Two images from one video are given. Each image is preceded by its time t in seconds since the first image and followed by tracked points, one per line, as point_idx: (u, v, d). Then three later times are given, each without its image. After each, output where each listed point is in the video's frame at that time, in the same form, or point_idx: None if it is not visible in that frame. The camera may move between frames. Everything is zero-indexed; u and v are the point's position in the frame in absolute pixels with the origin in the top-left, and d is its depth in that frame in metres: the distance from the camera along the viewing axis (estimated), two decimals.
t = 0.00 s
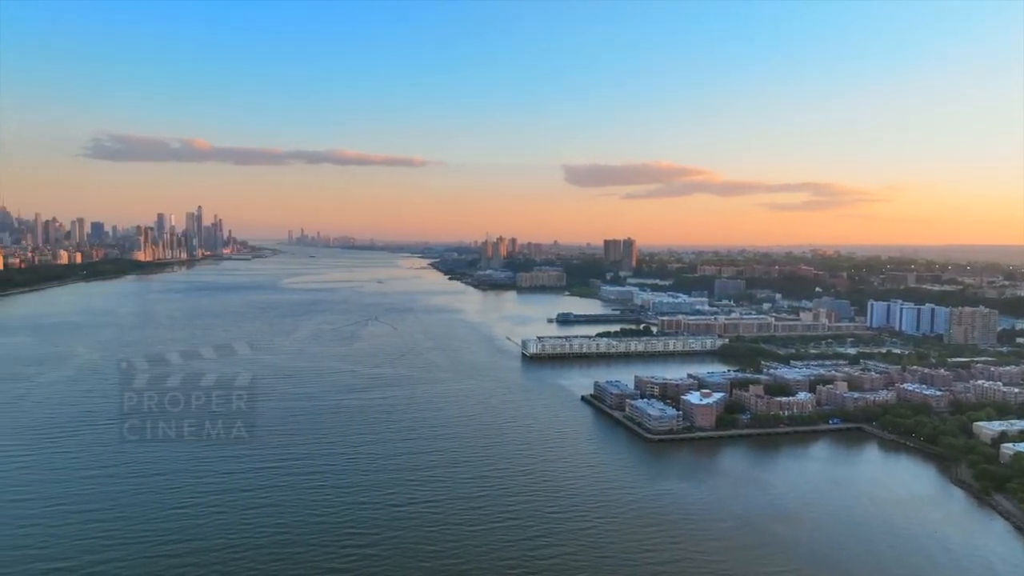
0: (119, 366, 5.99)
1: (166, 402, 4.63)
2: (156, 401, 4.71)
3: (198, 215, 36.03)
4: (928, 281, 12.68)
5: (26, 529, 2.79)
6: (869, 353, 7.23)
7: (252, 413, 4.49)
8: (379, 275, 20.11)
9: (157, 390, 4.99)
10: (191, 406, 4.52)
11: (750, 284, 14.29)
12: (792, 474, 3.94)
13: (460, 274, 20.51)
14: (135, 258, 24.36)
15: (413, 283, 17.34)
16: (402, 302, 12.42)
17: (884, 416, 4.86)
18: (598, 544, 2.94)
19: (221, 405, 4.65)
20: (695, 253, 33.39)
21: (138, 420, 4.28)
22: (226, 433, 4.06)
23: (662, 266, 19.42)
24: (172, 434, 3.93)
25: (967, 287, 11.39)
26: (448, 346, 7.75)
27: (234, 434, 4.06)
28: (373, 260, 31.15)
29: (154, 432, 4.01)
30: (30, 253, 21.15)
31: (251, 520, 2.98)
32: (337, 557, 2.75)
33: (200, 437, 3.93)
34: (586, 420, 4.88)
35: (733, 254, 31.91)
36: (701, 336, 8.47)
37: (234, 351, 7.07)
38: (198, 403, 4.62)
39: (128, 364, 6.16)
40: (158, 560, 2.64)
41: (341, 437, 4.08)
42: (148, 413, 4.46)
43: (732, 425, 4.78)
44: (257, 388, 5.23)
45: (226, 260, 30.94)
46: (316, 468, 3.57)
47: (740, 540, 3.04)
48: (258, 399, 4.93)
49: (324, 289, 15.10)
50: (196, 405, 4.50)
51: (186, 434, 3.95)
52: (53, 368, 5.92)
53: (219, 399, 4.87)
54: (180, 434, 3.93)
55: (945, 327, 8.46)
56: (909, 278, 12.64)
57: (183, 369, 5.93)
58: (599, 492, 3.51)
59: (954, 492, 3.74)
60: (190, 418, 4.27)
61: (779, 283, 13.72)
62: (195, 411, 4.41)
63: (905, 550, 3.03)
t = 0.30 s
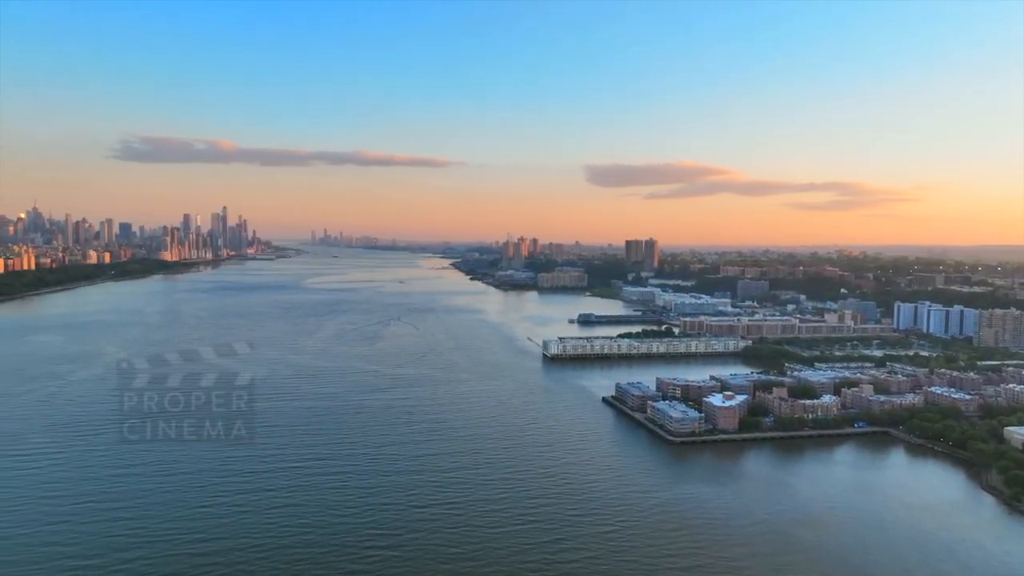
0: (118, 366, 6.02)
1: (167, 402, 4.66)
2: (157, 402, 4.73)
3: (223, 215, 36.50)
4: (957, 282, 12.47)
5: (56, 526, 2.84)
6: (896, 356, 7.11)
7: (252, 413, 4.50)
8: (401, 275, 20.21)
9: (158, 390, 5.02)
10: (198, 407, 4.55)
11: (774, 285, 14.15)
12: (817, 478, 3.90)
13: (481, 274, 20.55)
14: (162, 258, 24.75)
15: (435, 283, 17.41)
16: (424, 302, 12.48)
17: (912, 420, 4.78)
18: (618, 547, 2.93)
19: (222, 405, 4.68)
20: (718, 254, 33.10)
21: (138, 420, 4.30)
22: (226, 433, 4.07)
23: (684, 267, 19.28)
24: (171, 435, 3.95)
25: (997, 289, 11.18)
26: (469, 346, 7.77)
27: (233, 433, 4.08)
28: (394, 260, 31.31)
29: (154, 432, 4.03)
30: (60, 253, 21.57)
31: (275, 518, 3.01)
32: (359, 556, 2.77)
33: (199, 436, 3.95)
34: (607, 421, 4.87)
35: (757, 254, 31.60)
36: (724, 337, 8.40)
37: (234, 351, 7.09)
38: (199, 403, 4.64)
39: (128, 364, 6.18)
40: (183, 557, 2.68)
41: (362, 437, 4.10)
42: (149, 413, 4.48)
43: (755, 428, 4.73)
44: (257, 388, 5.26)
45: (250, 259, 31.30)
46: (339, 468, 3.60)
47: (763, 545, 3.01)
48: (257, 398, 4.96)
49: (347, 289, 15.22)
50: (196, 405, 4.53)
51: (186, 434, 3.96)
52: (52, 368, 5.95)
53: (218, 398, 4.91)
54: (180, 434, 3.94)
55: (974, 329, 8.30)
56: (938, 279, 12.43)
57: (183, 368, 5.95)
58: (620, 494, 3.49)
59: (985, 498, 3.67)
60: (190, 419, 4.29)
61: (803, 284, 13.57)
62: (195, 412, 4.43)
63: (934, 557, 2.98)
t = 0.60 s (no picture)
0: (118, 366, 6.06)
1: (168, 403, 4.71)
2: (158, 402, 4.78)
3: (248, 216, 36.95)
4: (986, 283, 12.24)
5: (84, 524, 2.89)
6: (923, 358, 6.99)
7: (252, 413, 4.54)
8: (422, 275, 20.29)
9: (159, 390, 5.06)
10: (198, 407, 4.59)
11: (799, 287, 13.96)
12: (842, 482, 3.84)
13: (502, 274, 20.57)
14: (188, 258, 25.09)
15: (456, 283, 17.45)
16: (445, 303, 12.51)
17: (939, 424, 4.70)
18: (638, 552, 2.91)
19: (222, 406, 4.72)
20: (742, 254, 32.77)
21: (138, 420, 4.34)
22: (226, 433, 4.11)
23: (706, 267, 19.13)
24: (171, 435, 3.99)
25: None
26: (490, 347, 7.78)
27: (233, 433, 4.12)
28: (416, 260, 31.44)
29: (154, 432, 4.06)
30: (89, 253, 21.98)
31: (297, 517, 3.04)
32: (380, 556, 2.78)
33: (200, 436, 3.99)
34: (628, 423, 4.85)
35: (781, 254, 31.25)
36: (747, 338, 8.32)
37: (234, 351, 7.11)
38: (199, 404, 4.68)
39: (127, 364, 6.22)
40: (207, 555, 2.71)
41: (382, 437, 4.13)
42: (150, 413, 4.53)
43: (778, 430, 4.68)
44: (257, 387, 5.30)
45: (273, 259, 31.62)
46: (359, 468, 3.62)
47: (787, 550, 2.97)
48: (256, 397, 5.00)
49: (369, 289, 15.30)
50: (196, 406, 4.57)
51: (186, 435, 4.00)
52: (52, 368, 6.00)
53: (218, 398, 4.95)
54: (180, 434, 3.98)
55: (1004, 332, 8.14)
56: (967, 281, 12.20)
57: (182, 368, 5.98)
58: (640, 497, 3.48)
59: (1015, 505, 3.59)
60: (190, 419, 4.33)
61: (828, 285, 13.40)
62: (195, 412, 4.48)
63: (963, 564, 2.92)
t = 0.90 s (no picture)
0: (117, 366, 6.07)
1: (167, 402, 4.71)
2: (157, 401, 4.79)
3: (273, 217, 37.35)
4: (1018, 285, 11.98)
5: (113, 522, 2.94)
6: (952, 361, 6.86)
7: (252, 413, 4.54)
8: (444, 275, 20.35)
9: (158, 390, 5.08)
10: (198, 407, 4.60)
11: (824, 288, 13.79)
12: (868, 488, 3.79)
13: (523, 275, 20.58)
14: (214, 258, 25.44)
15: (478, 283, 17.48)
16: (467, 303, 12.53)
17: (968, 429, 4.61)
18: (660, 556, 2.89)
19: (222, 406, 4.74)
20: (768, 254, 32.41)
21: (138, 420, 4.35)
22: (226, 433, 4.12)
23: (730, 268, 18.95)
24: (172, 435, 4.00)
25: None
26: (512, 347, 7.78)
27: (233, 433, 4.12)
28: (439, 261, 31.52)
29: (154, 432, 4.07)
30: (118, 253, 22.39)
31: (320, 517, 3.07)
32: (403, 556, 2.81)
33: (200, 436, 4.00)
34: (650, 425, 4.83)
35: (806, 254, 30.86)
36: (771, 340, 8.22)
37: (235, 351, 7.11)
38: (199, 403, 4.68)
39: (127, 364, 6.23)
40: (232, 554, 2.75)
41: (403, 438, 4.15)
42: (149, 413, 4.53)
43: (803, 434, 4.62)
44: (258, 387, 5.31)
45: (296, 260, 31.93)
46: (380, 469, 3.65)
47: (812, 556, 2.94)
48: (257, 397, 5.02)
49: (392, 289, 15.38)
50: (197, 406, 4.58)
51: (186, 434, 4.01)
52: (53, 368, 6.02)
53: (218, 399, 4.96)
54: (181, 434, 3.99)
55: None
56: (998, 282, 11.96)
57: (182, 368, 5.99)
58: (662, 500, 3.46)
59: None
60: (190, 419, 4.34)
61: (854, 286, 13.21)
62: (195, 412, 4.48)
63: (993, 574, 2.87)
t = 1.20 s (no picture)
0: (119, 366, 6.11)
1: (167, 402, 4.75)
2: (156, 401, 4.82)
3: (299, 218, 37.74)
4: None
5: (142, 519, 3.01)
6: (985, 365, 6.71)
7: (252, 413, 4.58)
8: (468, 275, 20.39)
9: (157, 390, 5.12)
10: (199, 407, 4.63)
11: (853, 289, 13.58)
12: (898, 493, 3.73)
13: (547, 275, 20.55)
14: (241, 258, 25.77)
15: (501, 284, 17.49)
16: (490, 303, 12.55)
17: (1002, 434, 4.50)
18: (683, 561, 2.87)
19: (223, 405, 4.78)
20: (795, 255, 32.02)
21: (138, 420, 4.38)
22: (226, 433, 4.15)
23: (756, 269, 18.73)
24: (172, 435, 4.02)
25: None
26: (535, 348, 7.78)
27: (233, 434, 4.16)
28: (463, 262, 31.59)
29: (154, 432, 4.10)
30: (149, 253, 22.85)
31: (344, 517, 3.10)
32: (426, 556, 2.82)
33: (200, 436, 4.03)
34: (674, 427, 4.79)
35: (835, 254, 30.40)
36: (798, 342, 8.12)
37: (234, 350, 7.15)
38: (199, 404, 4.72)
39: (127, 364, 6.27)
40: (259, 552, 2.79)
41: (426, 438, 4.16)
42: (149, 413, 4.56)
43: (830, 438, 4.56)
44: (258, 386, 5.35)
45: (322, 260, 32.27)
46: (404, 469, 3.67)
47: (840, 562, 2.90)
48: (257, 396, 5.06)
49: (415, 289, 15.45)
50: (197, 406, 4.61)
51: (186, 434, 4.04)
52: (55, 368, 6.08)
53: (218, 399, 5.00)
54: (181, 434, 4.02)
55: None
56: None
57: (184, 368, 6.04)
58: (686, 503, 3.43)
59: None
60: (190, 419, 4.38)
61: (884, 287, 12.99)
62: (195, 412, 4.52)
63: None
